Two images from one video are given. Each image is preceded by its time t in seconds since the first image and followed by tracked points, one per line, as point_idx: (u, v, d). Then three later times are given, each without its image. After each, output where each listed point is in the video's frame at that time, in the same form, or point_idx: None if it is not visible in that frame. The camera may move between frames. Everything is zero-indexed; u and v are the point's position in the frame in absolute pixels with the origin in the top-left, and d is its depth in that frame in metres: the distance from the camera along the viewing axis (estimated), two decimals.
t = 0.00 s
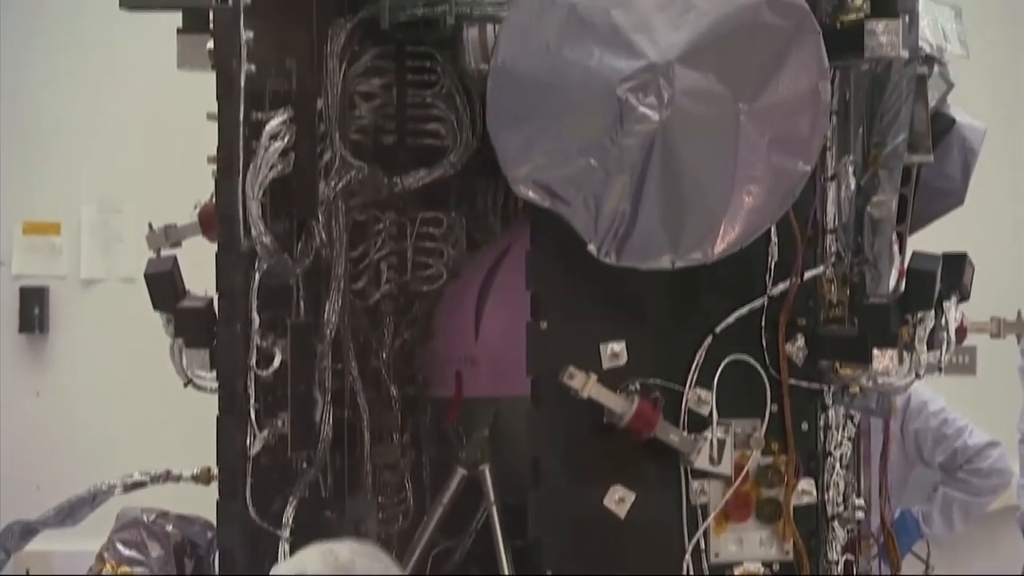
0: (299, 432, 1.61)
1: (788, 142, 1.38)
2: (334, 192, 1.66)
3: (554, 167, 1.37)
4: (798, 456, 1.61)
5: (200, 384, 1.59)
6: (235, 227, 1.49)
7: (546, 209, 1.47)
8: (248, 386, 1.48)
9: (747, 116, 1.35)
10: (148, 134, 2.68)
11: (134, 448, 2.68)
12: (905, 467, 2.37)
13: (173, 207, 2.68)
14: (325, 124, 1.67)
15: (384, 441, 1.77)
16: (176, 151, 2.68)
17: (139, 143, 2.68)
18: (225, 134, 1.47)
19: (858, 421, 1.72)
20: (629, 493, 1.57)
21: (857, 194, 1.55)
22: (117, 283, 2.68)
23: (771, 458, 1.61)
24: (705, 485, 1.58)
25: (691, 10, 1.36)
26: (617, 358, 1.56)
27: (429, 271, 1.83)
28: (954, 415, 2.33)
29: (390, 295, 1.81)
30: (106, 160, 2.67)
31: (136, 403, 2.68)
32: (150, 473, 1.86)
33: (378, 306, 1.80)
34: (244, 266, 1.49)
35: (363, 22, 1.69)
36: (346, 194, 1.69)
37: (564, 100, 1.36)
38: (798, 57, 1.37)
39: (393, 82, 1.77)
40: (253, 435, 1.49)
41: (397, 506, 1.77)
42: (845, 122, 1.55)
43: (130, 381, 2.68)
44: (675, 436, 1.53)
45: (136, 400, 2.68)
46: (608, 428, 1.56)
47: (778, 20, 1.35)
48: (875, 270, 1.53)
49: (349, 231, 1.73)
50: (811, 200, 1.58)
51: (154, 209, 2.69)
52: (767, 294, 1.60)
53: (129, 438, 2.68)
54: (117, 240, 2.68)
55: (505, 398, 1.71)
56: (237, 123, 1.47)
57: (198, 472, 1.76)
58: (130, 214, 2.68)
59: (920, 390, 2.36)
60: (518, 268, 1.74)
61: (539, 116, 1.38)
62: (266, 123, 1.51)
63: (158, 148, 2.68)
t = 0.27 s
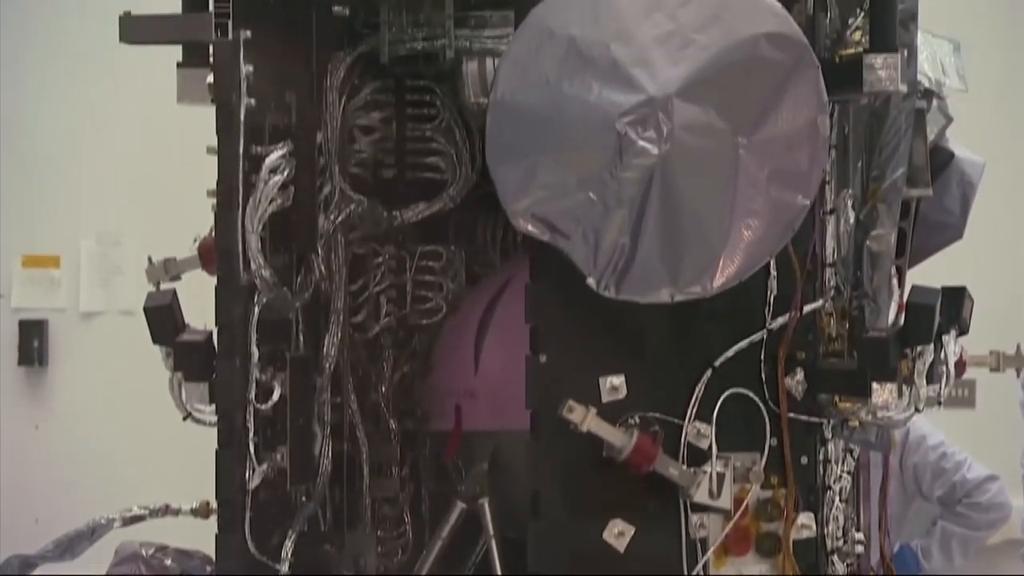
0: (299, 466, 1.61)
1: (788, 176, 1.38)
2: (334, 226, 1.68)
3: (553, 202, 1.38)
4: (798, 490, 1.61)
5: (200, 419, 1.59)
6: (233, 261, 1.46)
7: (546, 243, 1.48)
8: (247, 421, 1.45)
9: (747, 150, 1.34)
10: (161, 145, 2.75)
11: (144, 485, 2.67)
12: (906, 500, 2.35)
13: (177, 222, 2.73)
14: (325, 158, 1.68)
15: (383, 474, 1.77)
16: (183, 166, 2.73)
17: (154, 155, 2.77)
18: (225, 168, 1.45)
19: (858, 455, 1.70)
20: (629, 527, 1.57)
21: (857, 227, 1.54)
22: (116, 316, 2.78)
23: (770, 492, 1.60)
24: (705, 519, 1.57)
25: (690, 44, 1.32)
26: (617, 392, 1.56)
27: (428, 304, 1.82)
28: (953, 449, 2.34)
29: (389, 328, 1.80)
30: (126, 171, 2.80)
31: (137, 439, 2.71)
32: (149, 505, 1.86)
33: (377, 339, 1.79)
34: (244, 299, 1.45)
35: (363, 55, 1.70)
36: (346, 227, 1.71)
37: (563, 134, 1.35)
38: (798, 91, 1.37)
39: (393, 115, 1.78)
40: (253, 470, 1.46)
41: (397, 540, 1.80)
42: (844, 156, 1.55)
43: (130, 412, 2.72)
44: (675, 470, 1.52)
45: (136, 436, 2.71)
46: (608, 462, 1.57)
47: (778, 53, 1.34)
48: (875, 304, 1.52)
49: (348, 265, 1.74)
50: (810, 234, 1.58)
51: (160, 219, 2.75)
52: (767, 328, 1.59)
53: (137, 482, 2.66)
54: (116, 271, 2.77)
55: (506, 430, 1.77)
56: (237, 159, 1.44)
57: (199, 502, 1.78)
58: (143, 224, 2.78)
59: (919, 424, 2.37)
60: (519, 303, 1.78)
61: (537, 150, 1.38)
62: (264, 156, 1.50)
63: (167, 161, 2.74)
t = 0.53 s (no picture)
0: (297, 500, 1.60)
1: (788, 210, 1.39)
2: (333, 260, 1.69)
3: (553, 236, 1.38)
4: (797, 524, 1.60)
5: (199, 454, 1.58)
6: (234, 296, 1.43)
7: (546, 276, 1.47)
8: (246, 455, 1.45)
9: (746, 185, 1.35)
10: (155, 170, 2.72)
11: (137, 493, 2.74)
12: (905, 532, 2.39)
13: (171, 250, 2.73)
14: (325, 192, 1.69)
15: (382, 507, 1.79)
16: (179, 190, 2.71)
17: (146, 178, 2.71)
18: (225, 202, 1.42)
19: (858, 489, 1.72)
20: (628, 561, 1.56)
21: (856, 261, 1.58)
22: (117, 349, 2.72)
23: (770, 526, 1.59)
24: (704, 553, 1.56)
25: (690, 77, 1.34)
26: (616, 426, 1.56)
27: (427, 338, 1.83)
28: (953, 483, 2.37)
29: (389, 362, 1.81)
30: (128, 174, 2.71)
31: (140, 461, 2.75)
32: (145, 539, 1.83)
33: (377, 373, 1.80)
34: (244, 332, 1.44)
35: (363, 89, 1.73)
36: (346, 261, 1.73)
37: (563, 169, 1.35)
38: (796, 125, 1.38)
39: (393, 149, 1.79)
40: (252, 504, 1.46)
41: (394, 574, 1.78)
42: (843, 191, 1.59)
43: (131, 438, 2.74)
44: (675, 504, 1.52)
45: (135, 452, 2.75)
46: (607, 496, 1.56)
47: (778, 88, 1.35)
48: (874, 337, 1.56)
49: (347, 298, 1.76)
50: (809, 269, 1.57)
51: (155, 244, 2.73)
52: (767, 362, 1.58)
53: (143, 495, 2.75)
54: (116, 305, 2.74)
55: (504, 465, 1.70)
56: (237, 197, 1.42)
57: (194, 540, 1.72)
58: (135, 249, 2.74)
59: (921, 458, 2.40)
60: (518, 335, 1.73)
61: (536, 184, 1.38)
62: (265, 191, 1.51)
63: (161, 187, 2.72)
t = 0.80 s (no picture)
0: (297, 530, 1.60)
1: (788, 240, 1.39)
2: (333, 290, 1.69)
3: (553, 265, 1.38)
4: (799, 554, 1.59)
5: (199, 483, 1.57)
6: (234, 325, 1.44)
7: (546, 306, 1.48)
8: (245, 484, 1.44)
9: (746, 215, 1.36)
10: (153, 200, 2.71)
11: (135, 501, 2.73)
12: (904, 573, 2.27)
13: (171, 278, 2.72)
14: (325, 222, 1.70)
15: (382, 537, 1.77)
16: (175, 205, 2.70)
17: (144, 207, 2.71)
18: (225, 232, 1.42)
19: (858, 519, 1.72)
20: None
21: (856, 290, 1.58)
22: (117, 378, 2.72)
23: (770, 557, 1.58)
24: None
25: (689, 107, 1.35)
26: (616, 455, 1.55)
27: (427, 368, 1.83)
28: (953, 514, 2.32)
29: (389, 391, 1.82)
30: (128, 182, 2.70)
31: (141, 475, 2.73)
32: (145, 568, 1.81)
33: (377, 403, 1.81)
34: (244, 362, 1.44)
35: (363, 119, 1.73)
36: (346, 290, 1.72)
37: (564, 199, 1.36)
38: (796, 156, 1.39)
39: (393, 178, 1.80)
40: (251, 533, 1.44)
41: None
42: (843, 220, 1.59)
43: (131, 454, 2.73)
44: (675, 533, 1.50)
45: (135, 468, 2.73)
46: (608, 525, 1.55)
47: (777, 118, 1.37)
48: (874, 367, 1.55)
49: (347, 328, 1.77)
50: (811, 298, 1.59)
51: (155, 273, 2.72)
52: (767, 393, 1.59)
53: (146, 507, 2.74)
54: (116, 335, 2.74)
55: (502, 493, 1.68)
56: (237, 226, 1.43)
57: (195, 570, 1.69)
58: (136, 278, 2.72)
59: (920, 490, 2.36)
60: (518, 365, 1.72)
61: (535, 214, 1.39)
62: (265, 221, 1.51)
63: (159, 216, 2.71)
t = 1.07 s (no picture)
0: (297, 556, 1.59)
1: (787, 265, 1.40)
2: (333, 314, 1.70)
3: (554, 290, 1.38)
4: None
5: (198, 508, 1.56)
6: (234, 350, 1.43)
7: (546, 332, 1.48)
8: (243, 509, 1.43)
9: (745, 240, 1.36)
10: (155, 224, 2.74)
11: (135, 501, 2.78)
12: None
13: (176, 299, 2.74)
14: (325, 247, 1.70)
15: (381, 562, 1.77)
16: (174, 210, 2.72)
17: (146, 233, 2.73)
18: (225, 257, 1.41)
19: (858, 543, 1.75)
20: None
21: (855, 314, 1.60)
22: (117, 403, 2.76)
23: None
24: None
25: (688, 132, 1.36)
26: (616, 480, 1.54)
27: (427, 392, 1.83)
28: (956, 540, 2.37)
29: (388, 416, 1.81)
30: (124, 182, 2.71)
31: (136, 474, 2.77)
32: None
33: (377, 427, 1.81)
34: (243, 387, 1.43)
35: (363, 144, 1.73)
36: (346, 315, 1.73)
37: (564, 224, 1.36)
38: (795, 181, 1.40)
39: (392, 203, 1.81)
40: (250, 558, 1.44)
41: None
42: (842, 245, 1.61)
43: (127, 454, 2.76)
44: (674, 558, 1.50)
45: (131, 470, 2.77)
46: (607, 550, 1.54)
47: (776, 143, 1.38)
48: (874, 391, 1.57)
49: (347, 352, 1.77)
50: (809, 322, 1.59)
51: (159, 295, 2.75)
52: (767, 417, 1.58)
53: (139, 505, 2.78)
54: (115, 358, 2.76)
55: (502, 519, 1.68)
56: (237, 251, 1.42)
57: None
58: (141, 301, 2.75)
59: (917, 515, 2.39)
60: (517, 389, 1.73)
61: (533, 238, 1.39)
62: (265, 245, 1.51)
63: (161, 240, 2.73)
